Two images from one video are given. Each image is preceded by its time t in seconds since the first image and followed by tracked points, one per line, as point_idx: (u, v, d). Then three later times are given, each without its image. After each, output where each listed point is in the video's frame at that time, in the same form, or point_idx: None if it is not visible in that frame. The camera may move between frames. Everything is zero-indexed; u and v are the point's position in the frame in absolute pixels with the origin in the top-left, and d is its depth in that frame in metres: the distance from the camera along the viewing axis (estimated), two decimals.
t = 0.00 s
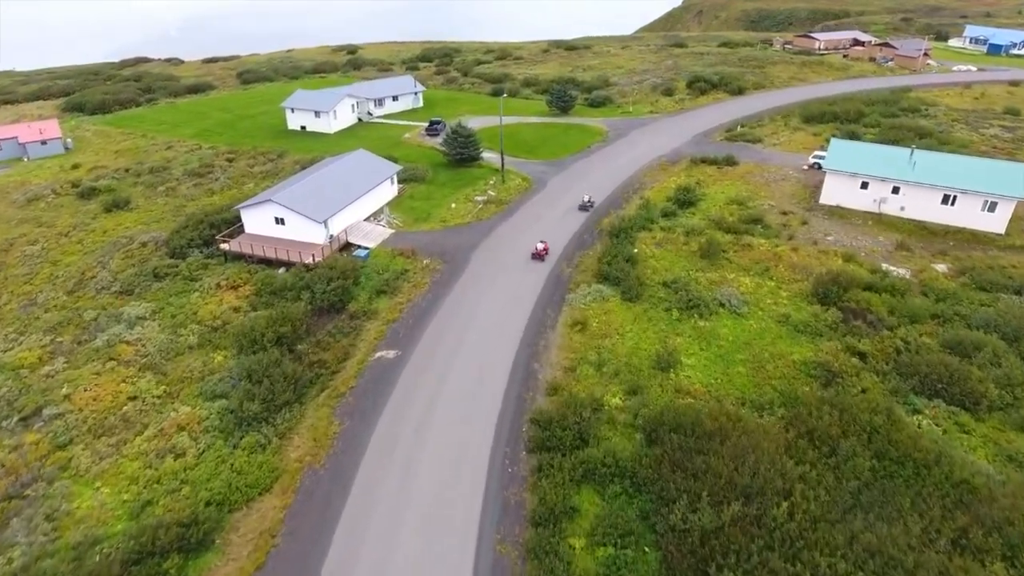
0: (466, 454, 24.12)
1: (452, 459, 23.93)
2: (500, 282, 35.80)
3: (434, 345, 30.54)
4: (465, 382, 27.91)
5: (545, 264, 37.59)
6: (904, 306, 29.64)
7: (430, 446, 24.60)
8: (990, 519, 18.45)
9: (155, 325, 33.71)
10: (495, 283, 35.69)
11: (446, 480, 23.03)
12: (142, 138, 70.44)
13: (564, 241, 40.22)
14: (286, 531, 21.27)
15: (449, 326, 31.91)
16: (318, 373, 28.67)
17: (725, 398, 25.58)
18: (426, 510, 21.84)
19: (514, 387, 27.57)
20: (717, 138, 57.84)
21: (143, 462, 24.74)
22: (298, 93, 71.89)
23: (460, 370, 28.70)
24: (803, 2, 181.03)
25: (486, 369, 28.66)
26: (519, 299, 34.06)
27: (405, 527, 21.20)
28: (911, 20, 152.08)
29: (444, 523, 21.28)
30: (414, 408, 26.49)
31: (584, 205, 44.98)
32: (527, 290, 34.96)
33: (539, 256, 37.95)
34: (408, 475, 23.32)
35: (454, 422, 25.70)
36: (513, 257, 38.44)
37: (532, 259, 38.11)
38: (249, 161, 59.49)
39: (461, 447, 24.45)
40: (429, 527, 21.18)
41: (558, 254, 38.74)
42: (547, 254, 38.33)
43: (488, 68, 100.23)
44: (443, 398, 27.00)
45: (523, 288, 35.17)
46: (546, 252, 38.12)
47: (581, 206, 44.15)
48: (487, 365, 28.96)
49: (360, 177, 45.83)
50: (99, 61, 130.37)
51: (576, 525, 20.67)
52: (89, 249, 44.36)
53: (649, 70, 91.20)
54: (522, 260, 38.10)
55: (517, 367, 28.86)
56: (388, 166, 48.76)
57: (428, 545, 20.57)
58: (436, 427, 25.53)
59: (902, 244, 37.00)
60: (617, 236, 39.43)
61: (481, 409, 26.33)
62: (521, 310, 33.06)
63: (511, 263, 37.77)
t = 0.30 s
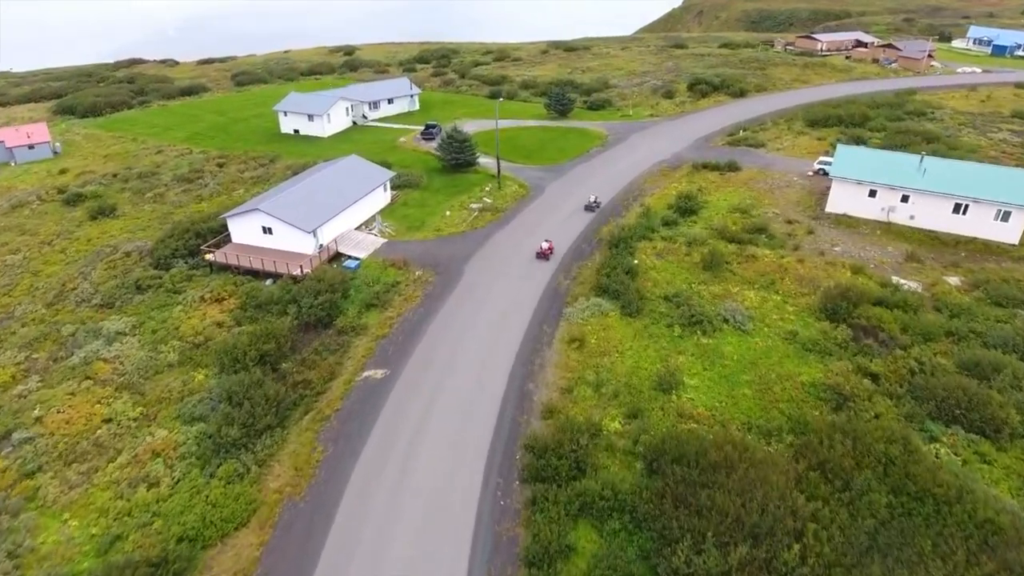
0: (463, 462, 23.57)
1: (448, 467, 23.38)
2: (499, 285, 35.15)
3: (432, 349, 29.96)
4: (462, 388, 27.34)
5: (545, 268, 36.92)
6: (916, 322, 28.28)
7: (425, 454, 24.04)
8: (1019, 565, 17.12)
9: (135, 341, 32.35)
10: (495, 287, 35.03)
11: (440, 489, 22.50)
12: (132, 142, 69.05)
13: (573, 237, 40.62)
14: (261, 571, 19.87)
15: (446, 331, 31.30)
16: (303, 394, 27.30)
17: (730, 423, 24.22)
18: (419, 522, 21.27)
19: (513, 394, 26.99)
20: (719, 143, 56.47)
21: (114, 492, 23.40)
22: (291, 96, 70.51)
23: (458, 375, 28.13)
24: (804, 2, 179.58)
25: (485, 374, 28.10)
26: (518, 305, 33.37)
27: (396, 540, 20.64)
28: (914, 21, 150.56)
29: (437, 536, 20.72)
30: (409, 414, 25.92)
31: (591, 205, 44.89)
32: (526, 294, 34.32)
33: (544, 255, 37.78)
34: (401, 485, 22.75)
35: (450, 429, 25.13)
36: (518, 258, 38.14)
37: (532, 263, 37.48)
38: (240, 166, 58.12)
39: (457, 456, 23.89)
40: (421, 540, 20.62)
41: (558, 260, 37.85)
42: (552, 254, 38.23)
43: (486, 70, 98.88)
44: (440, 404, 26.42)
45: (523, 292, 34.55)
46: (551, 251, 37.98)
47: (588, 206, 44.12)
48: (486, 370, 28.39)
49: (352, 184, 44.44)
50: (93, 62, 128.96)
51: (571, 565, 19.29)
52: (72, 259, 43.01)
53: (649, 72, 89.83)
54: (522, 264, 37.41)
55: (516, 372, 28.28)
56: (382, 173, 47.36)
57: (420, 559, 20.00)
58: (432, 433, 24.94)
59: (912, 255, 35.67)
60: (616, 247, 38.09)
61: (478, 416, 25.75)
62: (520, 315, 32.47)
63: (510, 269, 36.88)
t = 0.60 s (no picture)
0: (459, 469, 23.15)
1: (444, 474, 22.95)
2: (500, 289, 34.56)
3: (431, 353, 29.53)
4: (461, 393, 26.89)
5: (547, 272, 36.31)
6: (933, 344, 26.69)
7: (420, 460, 23.61)
8: None
9: (108, 361, 30.76)
10: (496, 291, 34.45)
11: (436, 494, 22.15)
12: (120, 147, 67.48)
13: (578, 239, 40.12)
14: None
15: (446, 335, 30.81)
16: (282, 422, 25.69)
17: (738, 456, 22.62)
18: (411, 529, 20.85)
19: (512, 400, 26.54)
20: (721, 148, 54.88)
21: (76, 531, 21.83)
22: (283, 99, 68.90)
23: (457, 380, 27.72)
24: (805, 2, 177.95)
25: (484, 379, 27.69)
26: (518, 309, 32.77)
27: (388, 549, 20.20)
28: (917, 21, 148.79)
29: (430, 544, 20.33)
30: (406, 420, 25.49)
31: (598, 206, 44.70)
32: (527, 298, 33.73)
33: (550, 253, 37.88)
34: (395, 491, 22.32)
35: (447, 435, 24.71)
36: (523, 259, 37.74)
37: (534, 267, 36.85)
38: (229, 172, 56.53)
39: (454, 462, 23.45)
40: (414, 548, 20.22)
41: (559, 266, 36.96)
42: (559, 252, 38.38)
43: (483, 72, 97.25)
44: (438, 410, 25.99)
45: (524, 295, 34.00)
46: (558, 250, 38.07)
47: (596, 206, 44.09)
48: (485, 375, 27.98)
49: (341, 193, 42.86)
50: (86, 64, 127.38)
51: None
52: (50, 271, 41.44)
53: (649, 74, 88.23)
54: (525, 268, 36.77)
55: (515, 378, 27.82)
56: (373, 181, 45.73)
57: (415, 556, 19.96)
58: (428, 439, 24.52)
59: (925, 269, 34.10)
60: (615, 259, 36.51)
61: (477, 422, 25.33)
62: (520, 320, 31.95)
63: (510, 274, 36.04)
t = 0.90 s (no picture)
0: (452, 476, 22.87)
1: (437, 481, 22.67)
2: (501, 293, 34.12)
3: (430, 358, 29.18)
4: (459, 398, 26.57)
5: (549, 276, 35.84)
6: (949, 365, 25.28)
7: (415, 467, 23.30)
8: None
9: (83, 381, 29.41)
10: (496, 295, 34.00)
11: (434, 492, 22.23)
12: (109, 151, 66.17)
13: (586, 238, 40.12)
14: None
15: (445, 340, 30.44)
16: (262, 448, 24.32)
17: (744, 488, 21.32)
18: (407, 528, 20.86)
19: (510, 406, 26.17)
20: (724, 153, 53.43)
21: (38, 570, 20.68)
22: (276, 102, 67.54)
23: (455, 385, 27.41)
24: (806, 2, 176.49)
25: (482, 384, 27.36)
26: (518, 315, 32.25)
27: (384, 549, 20.20)
28: (919, 22, 147.45)
29: (427, 541, 20.41)
30: (402, 426, 25.20)
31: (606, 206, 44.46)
32: (527, 302, 33.31)
33: (556, 252, 37.84)
34: (389, 499, 22.02)
35: (444, 441, 24.42)
36: (530, 260, 37.73)
37: (536, 271, 36.36)
38: (218, 177, 55.16)
39: (448, 470, 23.16)
40: (410, 547, 20.25)
41: (559, 272, 36.22)
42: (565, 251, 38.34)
43: (481, 73, 95.91)
44: (435, 415, 25.69)
45: (524, 299, 33.58)
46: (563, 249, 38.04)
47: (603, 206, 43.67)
48: (484, 380, 27.65)
49: (330, 202, 41.42)
50: (80, 65, 126.08)
51: None
52: (30, 282, 40.18)
53: (650, 76, 86.87)
54: (526, 272, 36.28)
55: (514, 384, 27.43)
56: (365, 188, 44.26)
57: (412, 552, 20.05)
58: (424, 447, 24.21)
59: (937, 282, 32.74)
60: (613, 271, 35.13)
61: (473, 428, 25.01)
62: (520, 324, 31.51)
63: (511, 281, 35.37)
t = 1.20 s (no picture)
0: (444, 496, 22.04)
1: (429, 502, 21.83)
2: (499, 303, 33.20)
3: (425, 370, 28.34)
4: (454, 413, 25.75)
5: (549, 284, 34.92)
6: (967, 389, 23.91)
7: (406, 487, 22.47)
8: None
9: (56, 402, 28.10)
10: (495, 304, 33.07)
11: (433, 492, 22.22)
12: (98, 155, 64.83)
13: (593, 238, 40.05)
14: None
15: (441, 351, 29.57)
16: (239, 478, 23.00)
17: (751, 523, 19.98)
18: (404, 527, 20.90)
19: (506, 422, 25.31)
20: (726, 159, 52.05)
21: None
22: (268, 105, 66.16)
23: (450, 398, 26.59)
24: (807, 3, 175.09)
25: (478, 398, 26.52)
26: (516, 326, 31.29)
27: (380, 549, 20.22)
28: (922, 23, 146.20)
29: (424, 541, 20.43)
30: (394, 443, 24.35)
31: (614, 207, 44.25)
32: (526, 312, 32.37)
33: (563, 253, 37.72)
34: (378, 520, 21.24)
35: (437, 459, 23.60)
36: (537, 259, 37.74)
37: (535, 278, 35.42)
38: (207, 183, 53.81)
39: (440, 489, 22.34)
40: (406, 546, 20.27)
41: (559, 281, 35.17)
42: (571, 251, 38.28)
43: (478, 75, 94.56)
44: (429, 431, 24.88)
45: (523, 308, 32.67)
46: (570, 249, 37.94)
47: (611, 207, 43.40)
48: (480, 393, 26.81)
49: (320, 210, 40.02)
50: (73, 67, 124.72)
51: None
52: (9, 294, 38.87)
53: (650, 78, 85.50)
54: (526, 280, 35.32)
55: (511, 398, 26.57)
56: (356, 196, 42.84)
57: (407, 552, 20.08)
58: (416, 465, 23.38)
59: (950, 296, 31.40)
60: (612, 285, 33.78)
61: (468, 444, 24.19)
62: (518, 335, 30.59)
63: (509, 290, 34.34)
